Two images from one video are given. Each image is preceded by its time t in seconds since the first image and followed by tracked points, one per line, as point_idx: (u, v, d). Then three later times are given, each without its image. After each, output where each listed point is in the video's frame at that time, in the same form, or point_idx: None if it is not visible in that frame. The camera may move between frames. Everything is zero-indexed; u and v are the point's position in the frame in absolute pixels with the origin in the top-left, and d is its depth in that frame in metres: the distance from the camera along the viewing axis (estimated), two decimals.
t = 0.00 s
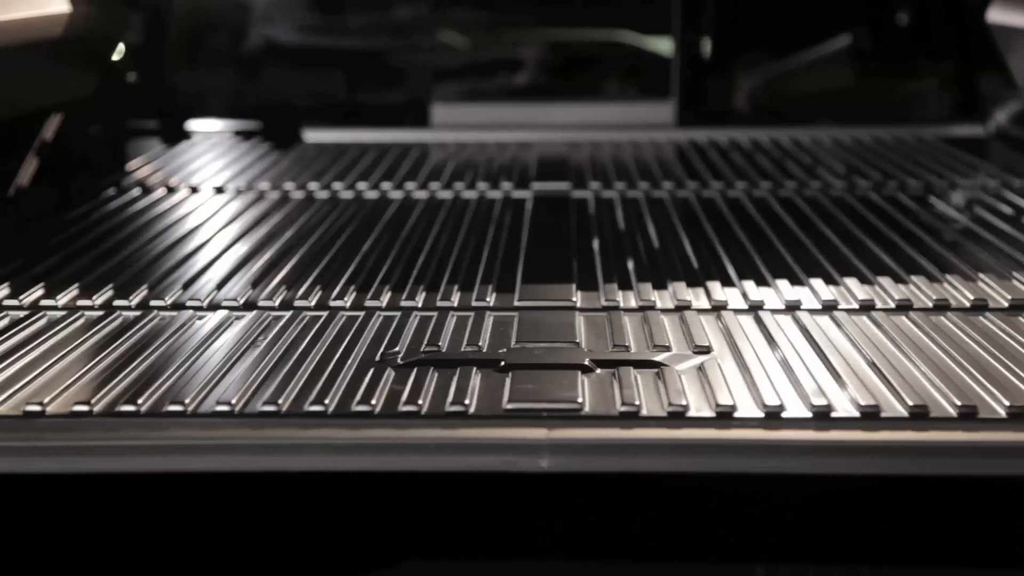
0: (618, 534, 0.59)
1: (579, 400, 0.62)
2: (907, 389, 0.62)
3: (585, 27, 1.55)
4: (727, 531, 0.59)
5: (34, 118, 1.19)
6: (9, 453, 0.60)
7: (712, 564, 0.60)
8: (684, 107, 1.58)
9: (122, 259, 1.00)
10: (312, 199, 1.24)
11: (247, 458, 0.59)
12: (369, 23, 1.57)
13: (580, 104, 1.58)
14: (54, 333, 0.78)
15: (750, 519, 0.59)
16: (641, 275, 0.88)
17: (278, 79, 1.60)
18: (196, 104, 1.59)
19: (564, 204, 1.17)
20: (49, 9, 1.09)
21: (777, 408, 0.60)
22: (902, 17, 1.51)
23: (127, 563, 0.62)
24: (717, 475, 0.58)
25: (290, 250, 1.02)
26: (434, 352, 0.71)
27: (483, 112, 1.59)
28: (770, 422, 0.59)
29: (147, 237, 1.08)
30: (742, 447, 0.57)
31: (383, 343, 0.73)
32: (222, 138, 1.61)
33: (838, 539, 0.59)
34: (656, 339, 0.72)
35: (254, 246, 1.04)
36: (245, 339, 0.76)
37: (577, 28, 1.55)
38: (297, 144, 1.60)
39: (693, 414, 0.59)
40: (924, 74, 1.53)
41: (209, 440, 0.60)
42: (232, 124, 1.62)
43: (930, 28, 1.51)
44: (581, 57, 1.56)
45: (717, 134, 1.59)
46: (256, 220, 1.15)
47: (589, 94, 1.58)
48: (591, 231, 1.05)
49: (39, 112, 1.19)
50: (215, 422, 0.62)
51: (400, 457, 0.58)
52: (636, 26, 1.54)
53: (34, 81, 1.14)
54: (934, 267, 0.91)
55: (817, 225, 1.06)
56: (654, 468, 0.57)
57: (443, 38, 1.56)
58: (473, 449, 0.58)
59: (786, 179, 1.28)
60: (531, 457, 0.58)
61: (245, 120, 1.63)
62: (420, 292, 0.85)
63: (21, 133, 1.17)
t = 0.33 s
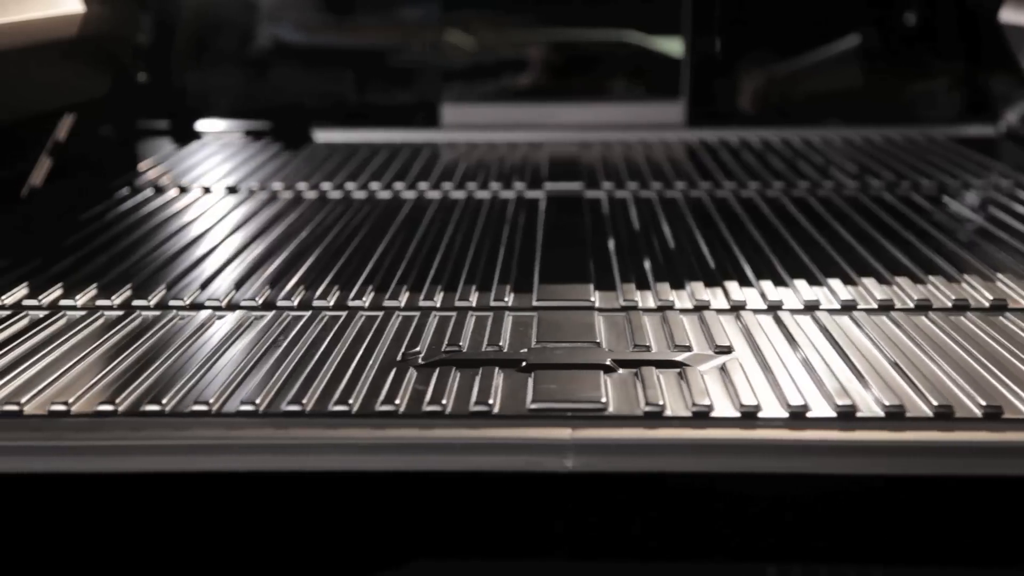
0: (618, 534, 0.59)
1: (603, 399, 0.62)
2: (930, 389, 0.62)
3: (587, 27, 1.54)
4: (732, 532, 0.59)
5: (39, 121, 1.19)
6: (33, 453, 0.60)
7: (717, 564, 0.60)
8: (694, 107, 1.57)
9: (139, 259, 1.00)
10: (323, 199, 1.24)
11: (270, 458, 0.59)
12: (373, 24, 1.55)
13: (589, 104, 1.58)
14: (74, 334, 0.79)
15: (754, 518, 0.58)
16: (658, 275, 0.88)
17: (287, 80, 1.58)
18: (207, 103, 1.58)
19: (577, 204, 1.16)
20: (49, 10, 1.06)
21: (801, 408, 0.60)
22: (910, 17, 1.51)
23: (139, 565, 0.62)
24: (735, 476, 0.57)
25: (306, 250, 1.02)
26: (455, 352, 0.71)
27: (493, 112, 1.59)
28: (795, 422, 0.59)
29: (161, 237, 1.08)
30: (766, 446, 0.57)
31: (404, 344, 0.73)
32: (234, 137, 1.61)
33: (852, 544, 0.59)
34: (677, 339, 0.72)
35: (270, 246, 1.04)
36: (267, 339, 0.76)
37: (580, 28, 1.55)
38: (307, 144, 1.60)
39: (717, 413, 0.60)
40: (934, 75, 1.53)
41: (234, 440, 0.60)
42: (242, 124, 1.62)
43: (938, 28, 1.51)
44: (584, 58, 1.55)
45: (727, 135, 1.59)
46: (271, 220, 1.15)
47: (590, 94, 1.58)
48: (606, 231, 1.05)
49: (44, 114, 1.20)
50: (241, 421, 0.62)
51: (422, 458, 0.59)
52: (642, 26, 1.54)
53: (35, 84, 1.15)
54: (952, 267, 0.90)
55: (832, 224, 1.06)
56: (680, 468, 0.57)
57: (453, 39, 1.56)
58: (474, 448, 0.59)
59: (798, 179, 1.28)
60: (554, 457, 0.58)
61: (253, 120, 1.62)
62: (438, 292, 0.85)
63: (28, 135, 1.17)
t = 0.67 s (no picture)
0: (621, 531, 0.59)
1: (628, 400, 0.62)
2: (905, 388, 0.63)
3: (587, 27, 1.54)
4: (732, 535, 0.58)
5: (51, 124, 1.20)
6: (45, 453, 0.60)
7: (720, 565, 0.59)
8: (705, 107, 1.57)
9: (127, 259, 1.00)
10: (308, 200, 1.24)
11: (245, 458, 0.59)
12: (384, 23, 1.56)
13: (598, 104, 1.58)
14: (57, 334, 0.79)
15: (754, 519, 0.58)
16: (676, 275, 0.88)
17: (297, 79, 1.58)
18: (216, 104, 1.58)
19: (590, 204, 1.16)
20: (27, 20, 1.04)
21: (778, 408, 0.60)
22: (917, 17, 1.51)
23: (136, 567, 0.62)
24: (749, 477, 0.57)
25: (296, 250, 1.02)
26: (476, 352, 0.71)
27: (498, 113, 1.59)
28: (772, 422, 0.59)
29: (148, 237, 1.08)
30: (741, 446, 0.57)
31: (385, 345, 0.73)
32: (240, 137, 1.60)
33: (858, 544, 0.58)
34: (658, 340, 0.73)
35: (286, 246, 1.03)
36: (248, 339, 0.77)
37: (583, 28, 1.54)
38: (318, 144, 1.58)
39: (696, 414, 0.60)
40: (942, 75, 1.53)
41: (211, 439, 0.60)
42: (249, 124, 1.61)
43: (944, 28, 1.51)
44: (587, 58, 1.56)
45: (737, 135, 1.58)
46: (286, 221, 1.15)
47: (589, 94, 1.58)
48: (621, 231, 1.05)
49: (57, 114, 1.21)
50: (218, 421, 0.62)
51: (401, 457, 0.59)
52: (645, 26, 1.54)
53: (42, 88, 1.15)
54: (973, 268, 0.89)
55: (847, 224, 1.05)
56: (701, 467, 0.57)
57: (460, 39, 1.56)
58: (446, 446, 0.59)
59: (812, 180, 1.26)
60: (582, 457, 0.58)
61: (263, 120, 1.61)
62: (421, 292, 0.85)
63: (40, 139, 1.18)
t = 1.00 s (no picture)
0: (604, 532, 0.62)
1: (649, 400, 0.62)
2: (927, 388, 0.63)
3: (595, 27, 1.54)
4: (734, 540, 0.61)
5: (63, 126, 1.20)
6: (85, 452, 0.60)
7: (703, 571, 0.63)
8: (713, 108, 1.57)
9: (140, 259, 1.00)
10: (322, 199, 1.24)
11: (262, 458, 0.60)
12: (391, 23, 1.56)
13: (607, 104, 1.58)
14: (74, 334, 0.79)
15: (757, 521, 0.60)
16: (691, 275, 0.88)
17: (302, 80, 1.58)
18: (226, 104, 1.59)
19: (602, 204, 1.16)
20: (34, 17, 1.03)
21: (800, 408, 0.60)
22: (925, 16, 1.51)
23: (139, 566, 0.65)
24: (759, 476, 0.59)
25: (310, 250, 1.02)
26: (495, 352, 0.71)
27: (505, 113, 1.59)
28: (794, 422, 0.59)
29: (161, 237, 1.08)
30: (762, 446, 0.57)
31: (405, 346, 0.73)
32: (247, 138, 1.60)
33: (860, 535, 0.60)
34: (676, 339, 0.73)
35: (302, 246, 1.04)
36: (266, 339, 0.77)
37: (589, 28, 1.55)
38: (327, 144, 1.59)
39: (717, 413, 0.60)
40: (950, 75, 1.53)
41: (232, 439, 0.60)
42: (257, 125, 1.61)
43: (952, 28, 1.51)
44: (593, 58, 1.56)
45: (747, 135, 1.58)
46: (299, 220, 1.15)
47: (598, 94, 1.58)
48: (634, 231, 1.05)
49: (69, 115, 1.21)
50: (239, 421, 0.62)
51: (424, 458, 0.59)
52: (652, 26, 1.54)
53: (55, 88, 1.16)
54: (988, 269, 0.89)
55: (860, 224, 1.05)
56: (720, 467, 0.58)
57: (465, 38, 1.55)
58: (462, 446, 0.59)
59: (823, 179, 1.26)
60: (605, 457, 0.58)
61: (272, 120, 1.61)
62: (437, 292, 0.85)
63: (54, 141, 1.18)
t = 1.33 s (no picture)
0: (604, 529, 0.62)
1: (667, 399, 0.62)
2: (946, 389, 0.63)
3: (601, 27, 1.54)
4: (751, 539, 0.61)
5: (70, 125, 1.20)
6: (108, 452, 0.60)
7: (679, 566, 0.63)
8: (720, 108, 1.57)
9: (153, 259, 1.00)
10: (333, 199, 1.24)
11: (284, 458, 0.60)
12: (398, 23, 1.56)
13: (614, 104, 1.58)
14: (90, 334, 0.79)
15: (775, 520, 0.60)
16: (705, 275, 0.88)
17: (309, 80, 1.58)
18: (232, 103, 1.59)
19: (613, 204, 1.16)
20: (45, 17, 1.04)
21: (819, 408, 0.60)
22: (931, 16, 1.50)
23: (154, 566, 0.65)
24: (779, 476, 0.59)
25: (322, 250, 1.02)
26: (512, 352, 0.71)
27: (512, 113, 1.59)
28: (814, 421, 0.59)
29: (173, 237, 1.08)
30: (782, 446, 0.57)
31: (422, 347, 0.73)
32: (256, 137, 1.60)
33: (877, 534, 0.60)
34: (693, 339, 0.73)
35: (314, 246, 1.04)
36: (281, 339, 0.77)
37: (595, 28, 1.55)
38: (335, 144, 1.59)
39: (736, 413, 0.60)
40: (957, 74, 1.53)
41: (253, 439, 0.60)
42: (265, 125, 1.61)
43: (958, 28, 1.51)
44: (600, 58, 1.56)
45: (755, 135, 1.58)
46: (311, 220, 1.15)
47: (605, 94, 1.58)
48: (646, 231, 1.05)
49: (78, 114, 1.21)
50: (259, 421, 0.62)
51: (444, 457, 0.59)
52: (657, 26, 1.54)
53: (66, 87, 1.16)
54: (1003, 269, 0.88)
55: (872, 224, 1.05)
56: (741, 466, 0.58)
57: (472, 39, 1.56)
58: (481, 446, 0.59)
59: (833, 179, 1.26)
60: (624, 457, 0.58)
61: (279, 120, 1.61)
62: (451, 292, 0.85)
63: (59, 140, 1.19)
